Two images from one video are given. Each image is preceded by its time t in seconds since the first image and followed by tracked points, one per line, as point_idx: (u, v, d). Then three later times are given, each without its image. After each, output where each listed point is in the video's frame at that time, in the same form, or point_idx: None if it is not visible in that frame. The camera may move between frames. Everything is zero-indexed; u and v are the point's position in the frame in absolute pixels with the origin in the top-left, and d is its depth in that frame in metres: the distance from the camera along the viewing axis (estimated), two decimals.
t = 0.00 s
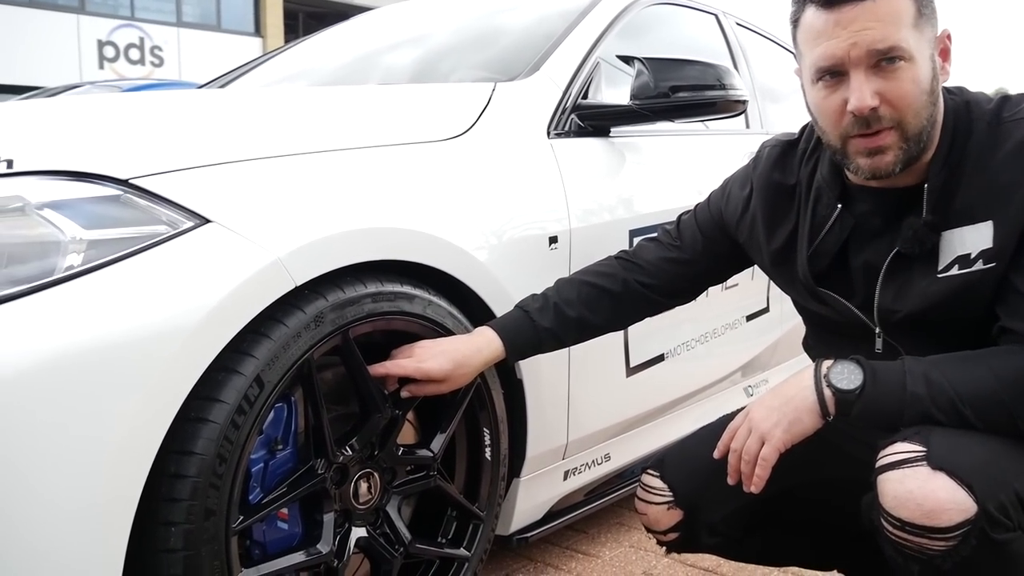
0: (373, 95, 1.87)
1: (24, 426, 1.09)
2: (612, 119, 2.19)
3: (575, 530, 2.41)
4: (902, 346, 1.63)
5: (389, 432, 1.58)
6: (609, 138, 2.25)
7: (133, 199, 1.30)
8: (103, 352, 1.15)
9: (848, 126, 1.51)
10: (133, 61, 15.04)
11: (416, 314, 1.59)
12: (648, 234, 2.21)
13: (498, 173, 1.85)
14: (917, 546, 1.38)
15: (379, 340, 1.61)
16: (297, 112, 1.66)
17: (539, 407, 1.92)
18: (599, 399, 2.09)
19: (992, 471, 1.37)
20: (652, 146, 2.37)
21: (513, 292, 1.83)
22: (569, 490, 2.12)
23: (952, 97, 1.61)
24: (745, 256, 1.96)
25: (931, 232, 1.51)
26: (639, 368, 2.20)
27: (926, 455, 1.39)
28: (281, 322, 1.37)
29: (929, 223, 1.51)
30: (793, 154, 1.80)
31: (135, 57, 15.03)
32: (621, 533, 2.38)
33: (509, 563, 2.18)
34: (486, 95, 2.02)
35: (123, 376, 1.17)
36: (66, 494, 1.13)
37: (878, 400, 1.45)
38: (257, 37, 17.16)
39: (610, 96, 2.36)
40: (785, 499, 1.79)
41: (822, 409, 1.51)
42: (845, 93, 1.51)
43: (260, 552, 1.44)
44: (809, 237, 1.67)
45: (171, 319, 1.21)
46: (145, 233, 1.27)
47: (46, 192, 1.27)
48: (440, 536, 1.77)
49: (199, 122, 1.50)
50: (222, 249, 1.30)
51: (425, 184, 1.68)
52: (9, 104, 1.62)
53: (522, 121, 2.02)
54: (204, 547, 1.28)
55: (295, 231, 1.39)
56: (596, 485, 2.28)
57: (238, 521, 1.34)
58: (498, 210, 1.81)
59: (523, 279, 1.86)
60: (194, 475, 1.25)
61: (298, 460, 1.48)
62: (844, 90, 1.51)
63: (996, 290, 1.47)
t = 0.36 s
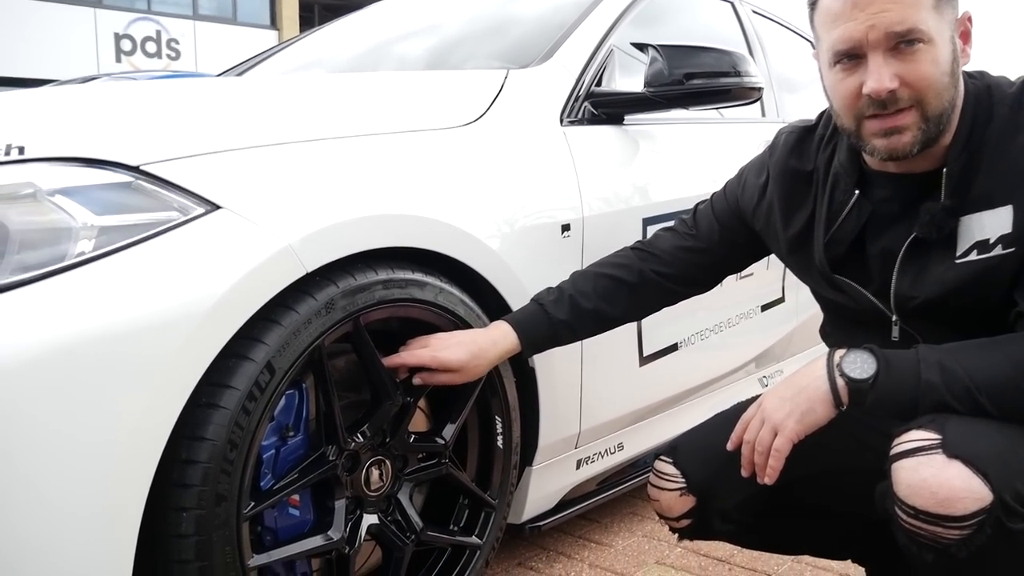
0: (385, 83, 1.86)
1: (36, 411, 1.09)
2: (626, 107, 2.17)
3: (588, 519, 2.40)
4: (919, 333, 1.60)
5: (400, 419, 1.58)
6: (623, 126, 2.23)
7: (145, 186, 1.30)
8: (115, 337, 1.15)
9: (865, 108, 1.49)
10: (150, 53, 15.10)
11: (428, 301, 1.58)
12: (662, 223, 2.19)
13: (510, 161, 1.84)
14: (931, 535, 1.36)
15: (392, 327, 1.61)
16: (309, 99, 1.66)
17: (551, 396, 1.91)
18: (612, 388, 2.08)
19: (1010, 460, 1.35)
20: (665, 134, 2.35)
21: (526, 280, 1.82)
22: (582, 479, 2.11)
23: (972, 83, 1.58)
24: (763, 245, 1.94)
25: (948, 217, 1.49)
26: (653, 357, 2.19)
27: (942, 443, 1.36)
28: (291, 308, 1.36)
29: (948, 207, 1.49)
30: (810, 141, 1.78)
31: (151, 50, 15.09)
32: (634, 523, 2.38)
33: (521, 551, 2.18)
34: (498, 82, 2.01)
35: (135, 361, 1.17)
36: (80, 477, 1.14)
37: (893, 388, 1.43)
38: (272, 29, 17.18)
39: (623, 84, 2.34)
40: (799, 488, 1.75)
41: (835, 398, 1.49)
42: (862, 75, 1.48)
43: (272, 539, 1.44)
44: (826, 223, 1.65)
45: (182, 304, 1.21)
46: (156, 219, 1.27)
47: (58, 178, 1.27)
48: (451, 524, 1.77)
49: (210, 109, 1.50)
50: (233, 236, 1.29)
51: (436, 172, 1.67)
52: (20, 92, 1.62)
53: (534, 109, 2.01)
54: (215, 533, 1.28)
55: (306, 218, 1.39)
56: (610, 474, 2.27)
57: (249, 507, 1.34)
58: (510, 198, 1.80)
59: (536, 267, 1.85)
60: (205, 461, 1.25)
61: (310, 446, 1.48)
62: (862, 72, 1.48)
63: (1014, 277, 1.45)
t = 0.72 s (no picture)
0: (396, 69, 1.85)
1: (41, 394, 1.09)
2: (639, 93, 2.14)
3: (599, 507, 2.39)
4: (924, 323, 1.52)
5: (410, 404, 1.57)
6: (636, 113, 2.21)
7: (153, 171, 1.30)
8: (119, 321, 1.15)
9: (826, 108, 1.40)
10: (167, 45, 15.15)
11: (437, 287, 1.57)
12: (676, 211, 2.16)
13: (520, 147, 1.83)
14: (939, 525, 1.29)
15: (401, 313, 1.60)
16: (319, 85, 1.65)
17: (563, 383, 1.91)
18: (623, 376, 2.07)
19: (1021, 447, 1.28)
20: (679, 121, 2.32)
21: (536, 267, 1.80)
22: (593, 467, 2.11)
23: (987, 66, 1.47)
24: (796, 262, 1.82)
25: (959, 206, 1.40)
26: (665, 344, 2.18)
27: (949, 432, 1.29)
28: (300, 293, 1.36)
29: (958, 195, 1.40)
30: (818, 133, 1.69)
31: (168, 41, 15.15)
32: (646, 511, 2.36)
33: (531, 538, 2.18)
34: (509, 68, 1.99)
35: (140, 345, 1.17)
36: (86, 461, 1.14)
37: (898, 377, 1.35)
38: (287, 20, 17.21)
39: (636, 70, 2.33)
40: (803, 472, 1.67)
41: (839, 387, 1.41)
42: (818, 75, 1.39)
43: (282, 523, 1.45)
44: (834, 213, 1.57)
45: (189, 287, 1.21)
46: (165, 204, 1.27)
47: (67, 162, 1.27)
48: (462, 510, 1.77)
49: (220, 94, 1.49)
50: (243, 222, 1.29)
51: (445, 157, 1.66)
52: (37, 79, 1.63)
53: (546, 95, 1.99)
54: (224, 516, 1.28)
55: (312, 201, 1.38)
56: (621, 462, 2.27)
57: (258, 491, 1.34)
58: (521, 184, 1.79)
59: (548, 254, 1.83)
60: (214, 445, 1.25)
61: (320, 432, 1.48)
62: (818, 74, 1.39)
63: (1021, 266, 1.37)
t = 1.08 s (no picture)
0: (402, 55, 1.85)
1: (47, 377, 1.11)
2: (645, 77, 2.14)
3: (607, 491, 2.40)
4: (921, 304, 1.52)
5: (415, 388, 1.58)
6: (642, 98, 2.20)
7: (159, 156, 1.31)
8: (123, 306, 1.16)
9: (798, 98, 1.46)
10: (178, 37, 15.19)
11: (442, 271, 1.58)
12: (683, 195, 2.15)
13: (525, 132, 1.83)
14: (933, 505, 1.29)
15: (407, 298, 1.61)
16: (324, 71, 1.65)
17: (568, 368, 1.92)
18: (630, 361, 2.07)
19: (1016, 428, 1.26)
20: (685, 106, 2.31)
21: (541, 252, 1.81)
22: (600, 451, 2.12)
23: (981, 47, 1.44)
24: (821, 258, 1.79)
25: (953, 188, 1.38)
26: (672, 329, 2.18)
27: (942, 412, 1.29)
28: (305, 277, 1.37)
29: (951, 178, 1.38)
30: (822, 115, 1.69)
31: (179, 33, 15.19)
32: (654, 496, 2.37)
33: (539, 522, 2.19)
34: (515, 53, 1.99)
35: (144, 329, 1.18)
36: (93, 443, 1.16)
37: (893, 358, 1.34)
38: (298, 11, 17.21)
39: (642, 56, 2.32)
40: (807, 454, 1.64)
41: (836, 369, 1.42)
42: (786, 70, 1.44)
43: (289, 505, 1.46)
44: (833, 194, 1.57)
45: (194, 272, 1.22)
46: (170, 189, 1.28)
47: (75, 149, 1.28)
48: (469, 493, 1.78)
49: (225, 81, 1.50)
50: (247, 207, 1.30)
51: (449, 142, 1.66)
52: (47, 67, 1.64)
53: (551, 80, 1.99)
54: (231, 497, 1.30)
55: (314, 186, 1.39)
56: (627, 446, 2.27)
57: (265, 472, 1.35)
58: (525, 170, 1.79)
59: (554, 239, 1.83)
60: (221, 426, 1.27)
61: (326, 414, 1.49)
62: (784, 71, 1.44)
63: (1016, 246, 1.35)
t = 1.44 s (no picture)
0: (413, 28, 1.84)
1: (58, 344, 1.12)
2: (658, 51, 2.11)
3: (619, 467, 2.40)
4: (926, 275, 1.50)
5: (424, 359, 1.58)
6: (656, 72, 2.18)
7: (168, 126, 1.31)
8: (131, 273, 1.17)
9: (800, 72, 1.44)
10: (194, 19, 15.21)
11: (451, 243, 1.58)
12: (696, 170, 2.14)
13: (535, 105, 1.82)
14: (929, 474, 1.29)
15: (417, 269, 1.62)
16: (334, 43, 1.65)
17: (579, 342, 1.92)
18: (641, 336, 2.07)
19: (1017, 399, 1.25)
20: (699, 81, 2.29)
21: (551, 225, 1.80)
22: (611, 426, 2.12)
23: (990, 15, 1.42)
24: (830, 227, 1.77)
25: (959, 159, 1.36)
26: (683, 306, 2.17)
27: (940, 381, 1.27)
28: (314, 247, 1.38)
29: (958, 148, 1.36)
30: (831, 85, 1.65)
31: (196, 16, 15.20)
32: (666, 472, 2.37)
33: (551, 496, 2.20)
34: (525, 27, 1.98)
35: (152, 298, 1.19)
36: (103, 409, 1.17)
37: (893, 326, 1.34)
38: None
39: (657, 32, 2.29)
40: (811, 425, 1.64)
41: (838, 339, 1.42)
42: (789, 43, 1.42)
43: (299, 472, 1.49)
44: (837, 169, 1.54)
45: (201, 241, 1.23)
46: (179, 158, 1.29)
47: (85, 119, 1.29)
48: (479, 464, 1.79)
49: (234, 53, 1.50)
50: (254, 177, 1.31)
51: (458, 116, 1.65)
52: (60, 40, 1.65)
53: (562, 54, 1.97)
54: (241, 463, 1.31)
55: (320, 157, 1.39)
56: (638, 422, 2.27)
57: (274, 439, 1.37)
58: (535, 145, 1.78)
59: (564, 213, 1.83)
60: (231, 393, 1.28)
61: (335, 384, 1.51)
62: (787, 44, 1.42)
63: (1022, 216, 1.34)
